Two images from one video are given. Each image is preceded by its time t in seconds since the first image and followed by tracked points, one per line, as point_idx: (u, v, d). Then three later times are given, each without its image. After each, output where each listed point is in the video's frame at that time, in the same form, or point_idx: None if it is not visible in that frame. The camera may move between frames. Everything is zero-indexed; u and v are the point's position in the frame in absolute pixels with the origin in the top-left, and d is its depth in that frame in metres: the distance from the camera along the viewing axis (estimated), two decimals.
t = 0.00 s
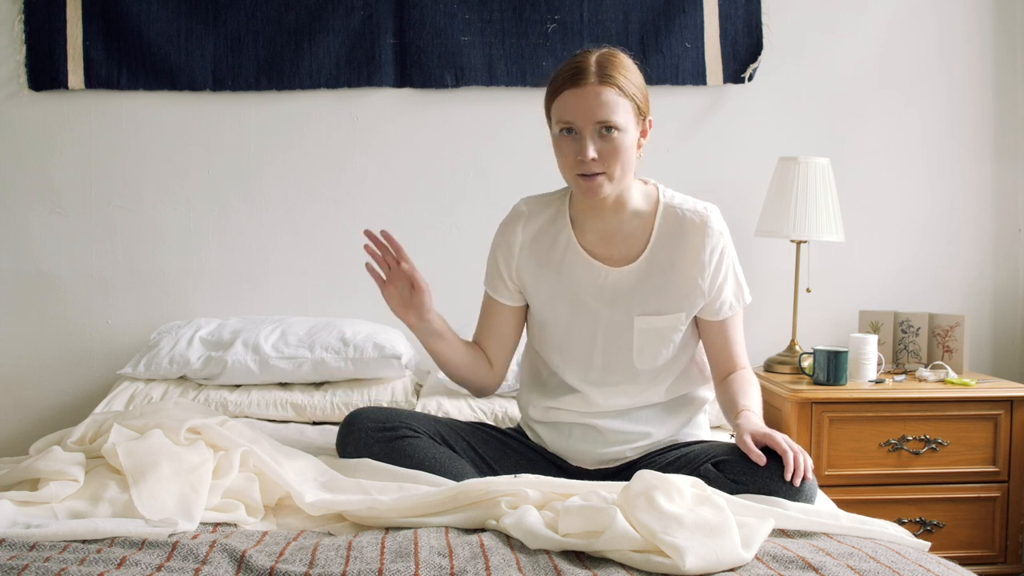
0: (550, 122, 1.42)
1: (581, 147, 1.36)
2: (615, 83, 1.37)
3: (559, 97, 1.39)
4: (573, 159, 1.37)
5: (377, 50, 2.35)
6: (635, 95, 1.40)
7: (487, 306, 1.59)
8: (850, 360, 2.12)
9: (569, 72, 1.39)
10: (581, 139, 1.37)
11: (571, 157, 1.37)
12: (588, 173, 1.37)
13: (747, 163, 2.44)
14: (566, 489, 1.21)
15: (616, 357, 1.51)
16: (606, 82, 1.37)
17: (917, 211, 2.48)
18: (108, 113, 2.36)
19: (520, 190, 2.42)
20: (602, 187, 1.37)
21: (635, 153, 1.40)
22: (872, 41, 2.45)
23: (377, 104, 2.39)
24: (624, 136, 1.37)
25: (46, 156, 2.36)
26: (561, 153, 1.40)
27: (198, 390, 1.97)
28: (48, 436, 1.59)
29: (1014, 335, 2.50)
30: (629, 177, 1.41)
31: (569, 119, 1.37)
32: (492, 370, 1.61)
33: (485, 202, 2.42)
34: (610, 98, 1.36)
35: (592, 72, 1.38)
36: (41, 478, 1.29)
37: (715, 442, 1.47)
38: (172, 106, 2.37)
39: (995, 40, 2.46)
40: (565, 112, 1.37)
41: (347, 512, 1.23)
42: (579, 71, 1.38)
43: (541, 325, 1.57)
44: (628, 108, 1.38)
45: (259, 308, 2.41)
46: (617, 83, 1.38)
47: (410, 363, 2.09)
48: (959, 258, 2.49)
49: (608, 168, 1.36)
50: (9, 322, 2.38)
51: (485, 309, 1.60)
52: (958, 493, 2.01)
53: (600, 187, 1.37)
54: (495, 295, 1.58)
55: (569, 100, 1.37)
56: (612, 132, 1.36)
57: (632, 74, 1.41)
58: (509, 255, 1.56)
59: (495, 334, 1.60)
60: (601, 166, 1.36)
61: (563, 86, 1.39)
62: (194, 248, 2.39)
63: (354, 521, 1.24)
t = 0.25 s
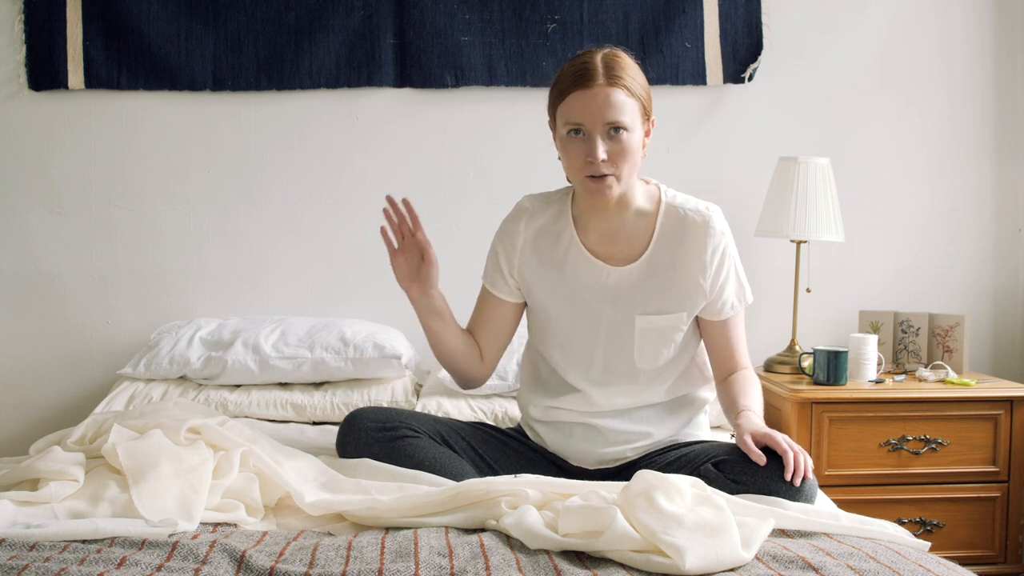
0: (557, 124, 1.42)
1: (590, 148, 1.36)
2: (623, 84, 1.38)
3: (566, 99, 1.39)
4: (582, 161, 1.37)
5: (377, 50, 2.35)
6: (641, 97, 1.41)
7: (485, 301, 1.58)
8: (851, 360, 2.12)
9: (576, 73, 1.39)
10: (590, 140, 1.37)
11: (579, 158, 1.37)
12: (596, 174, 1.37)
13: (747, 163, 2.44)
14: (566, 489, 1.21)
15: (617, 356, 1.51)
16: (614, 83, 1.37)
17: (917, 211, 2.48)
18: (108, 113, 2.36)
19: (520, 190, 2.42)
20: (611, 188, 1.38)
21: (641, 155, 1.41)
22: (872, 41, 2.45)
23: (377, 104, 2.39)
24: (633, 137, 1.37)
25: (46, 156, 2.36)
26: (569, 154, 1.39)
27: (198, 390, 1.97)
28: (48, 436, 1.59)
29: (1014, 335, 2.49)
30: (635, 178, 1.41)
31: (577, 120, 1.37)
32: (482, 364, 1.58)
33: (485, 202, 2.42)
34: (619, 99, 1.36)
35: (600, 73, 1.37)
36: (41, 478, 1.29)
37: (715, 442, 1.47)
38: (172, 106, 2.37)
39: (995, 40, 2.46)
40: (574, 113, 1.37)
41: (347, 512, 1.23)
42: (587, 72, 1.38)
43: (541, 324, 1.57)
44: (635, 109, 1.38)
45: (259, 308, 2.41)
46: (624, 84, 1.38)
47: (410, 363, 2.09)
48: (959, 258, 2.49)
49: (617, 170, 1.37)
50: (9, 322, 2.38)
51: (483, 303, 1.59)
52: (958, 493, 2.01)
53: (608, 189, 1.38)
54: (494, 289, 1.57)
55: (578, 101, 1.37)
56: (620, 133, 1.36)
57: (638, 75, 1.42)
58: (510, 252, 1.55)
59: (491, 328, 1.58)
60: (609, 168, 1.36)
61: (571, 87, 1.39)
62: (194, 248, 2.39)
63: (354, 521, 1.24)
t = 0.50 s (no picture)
0: (556, 125, 1.41)
1: (590, 150, 1.36)
2: (622, 85, 1.37)
3: (566, 100, 1.39)
4: (582, 162, 1.37)
5: (377, 50, 2.35)
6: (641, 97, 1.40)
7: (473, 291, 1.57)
8: (851, 360, 2.12)
9: (576, 74, 1.39)
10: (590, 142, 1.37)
11: (580, 161, 1.37)
12: (597, 176, 1.37)
13: (747, 163, 2.44)
14: (566, 489, 1.21)
15: (617, 356, 1.51)
16: (613, 84, 1.37)
17: (917, 211, 2.48)
18: (108, 113, 2.36)
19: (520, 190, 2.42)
20: (611, 189, 1.38)
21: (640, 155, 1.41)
22: (872, 41, 2.45)
23: (377, 104, 2.39)
24: (633, 138, 1.37)
25: (46, 156, 2.36)
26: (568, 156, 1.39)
27: (198, 390, 1.97)
28: (48, 435, 1.59)
29: (1014, 335, 2.49)
30: (634, 178, 1.41)
31: (577, 122, 1.37)
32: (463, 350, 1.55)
33: (485, 202, 2.42)
34: (619, 100, 1.36)
35: (600, 74, 1.37)
36: (41, 478, 1.29)
37: (715, 442, 1.47)
38: (172, 106, 2.37)
39: (995, 40, 2.46)
40: (574, 115, 1.37)
41: (347, 512, 1.23)
42: (586, 73, 1.38)
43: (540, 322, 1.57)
44: (635, 110, 1.38)
45: (259, 308, 2.41)
46: (623, 85, 1.38)
47: (410, 363, 2.09)
48: (959, 258, 2.49)
49: (617, 171, 1.37)
50: (9, 322, 2.38)
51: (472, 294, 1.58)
52: (958, 493, 2.01)
53: (609, 190, 1.38)
54: (484, 280, 1.56)
55: (578, 103, 1.37)
56: (621, 135, 1.36)
57: (637, 76, 1.42)
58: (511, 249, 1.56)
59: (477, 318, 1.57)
60: (610, 169, 1.36)
61: (570, 88, 1.38)
62: (194, 248, 2.39)
63: (353, 521, 1.24)
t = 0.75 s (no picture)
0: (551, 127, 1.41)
1: (583, 154, 1.36)
2: (617, 89, 1.37)
3: (560, 103, 1.39)
4: (575, 166, 1.37)
5: (377, 50, 2.35)
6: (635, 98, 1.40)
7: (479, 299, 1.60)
8: (851, 360, 2.12)
9: (571, 77, 1.38)
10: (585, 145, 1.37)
11: (572, 164, 1.37)
12: (590, 179, 1.37)
13: (747, 163, 2.44)
14: (566, 488, 1.21)
15: (617, 355, 1.51)
16: (607, 88, 1.36)
17: (917, 211, 2.48)
18: (108, 113, 2.36)
19: (520, 190, 2.42)
20: (604, 192, 1.38)
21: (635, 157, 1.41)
22: (872, 41, 2.45)
23: (377, 104, 2.39)
24: (627, 142, 1.37)
25: (46, 156, 2.36)
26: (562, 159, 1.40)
27: (198, 390, 1.97)
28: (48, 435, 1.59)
29: (1014, 335, 2.49)
30: (629, 180, 1.41)
31: (570, 126, 1.36)
32: (474, 359, 1.59)
33: (485, 202, 2.42)
34: (612, 105, 1.36)
35: (594, 78, 1.37)
36: (41, 478, 1.29)
37: (715, 442, 1.47)
38: (172, 106, 2.37)
39: (995, 40, 2.46)
40: (567, 118, 1.37)
41: (347, 512, 1.23)
42: (580, 77, 1.37)
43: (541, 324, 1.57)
44: (630, 113, 1.38)
45: (259, 308, 2.41)
46: (618, 89, 1.37)
47: (410, 363, 2.09)
48: (959, 258, 2.49)
49: (610, 174, 1.37)
50: (9, 322, 2.38)
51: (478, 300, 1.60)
52: (958, 493, 2.01)
53: (602, 193, 1.38)
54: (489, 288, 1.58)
55: (571, 106, 1.36)
56: (614, 139, 1.36)
57: (633, 78, 1.41)
58: (512, 251, 1.56)
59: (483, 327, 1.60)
60: (602, 172, 1.37)
61: (565, 91, 1.38)
62: (194, 248, 2.39)
63: (353, 521, 1.24)
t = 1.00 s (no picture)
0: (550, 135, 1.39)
1: (587, 161, 1.35)
2: (617, 94, 1.35)
3: (560, 113, 1.36)
4: (579, 173, 1.36)
5: (377, 50, 2.35)
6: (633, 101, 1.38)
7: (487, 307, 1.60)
8: (851, 360, 2.12)
9: (569, 84, 1.36)
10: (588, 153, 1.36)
11: (577, 174, 1.36)
12: (592, 186, 1.37)
13: (747, 163, 2.44)
14: (566, 488, 1.21)
15: (615, 356, 1.51)
16: (608, 95, 1.34)
17: (917, 211, 2.48)
18: (108, 113, 2.36)
19: (520, 190, 2.42)
20: (607, 196, 1.39)
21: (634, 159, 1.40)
22: (872, 41, 2.45)
23: (377, 104, 2.39)
24: (626, 146, 1.36)
25: (46, 156, 2.36)
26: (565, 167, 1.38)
27: (198, 390, 1.97)
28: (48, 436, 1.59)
29: (1014, 335, 2.49)
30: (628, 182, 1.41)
31: (572, 135, 1.35)
32: (499, 370, 1.60)
33: (485, 202, 2.42)
34: (612, 111, 1.34)
35: (594, 85, 1.35)
36: (41, 478, 1.29)
37: (715, 442, 1.47)
38: (172, 106, 2.37)
39: (995, 40, 2.46)
40: (568, 128, 1.35)
41: (347, 512, 1.23)
42: (579, 85, 1.35)
43: (541, 326, 1.57)
44: (629, 117, 1.37)
45: (259, 308, 2.41)
46: (618, 94, 1.36)
47: (410, 363, 2.09)
48: (959, 259, 2.49)
49: (612, 180, 1.37)
50: (9, 322, 2.38)
51: (485, 309, 1.60)
52: (958, 493, 2.01)
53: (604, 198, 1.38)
54: (494, 296, 1.58)
55: (571, 116, 1.34)
56: (616, 145, 1.35)
57: (628, 80, 1.39)
58: (508, 255, 1.56)
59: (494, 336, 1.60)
60: (606, 178, 1.36)
61: (563, 100, 1.36)
62: (194, 248, 2.39)
63: (353, 521, 1.24)
